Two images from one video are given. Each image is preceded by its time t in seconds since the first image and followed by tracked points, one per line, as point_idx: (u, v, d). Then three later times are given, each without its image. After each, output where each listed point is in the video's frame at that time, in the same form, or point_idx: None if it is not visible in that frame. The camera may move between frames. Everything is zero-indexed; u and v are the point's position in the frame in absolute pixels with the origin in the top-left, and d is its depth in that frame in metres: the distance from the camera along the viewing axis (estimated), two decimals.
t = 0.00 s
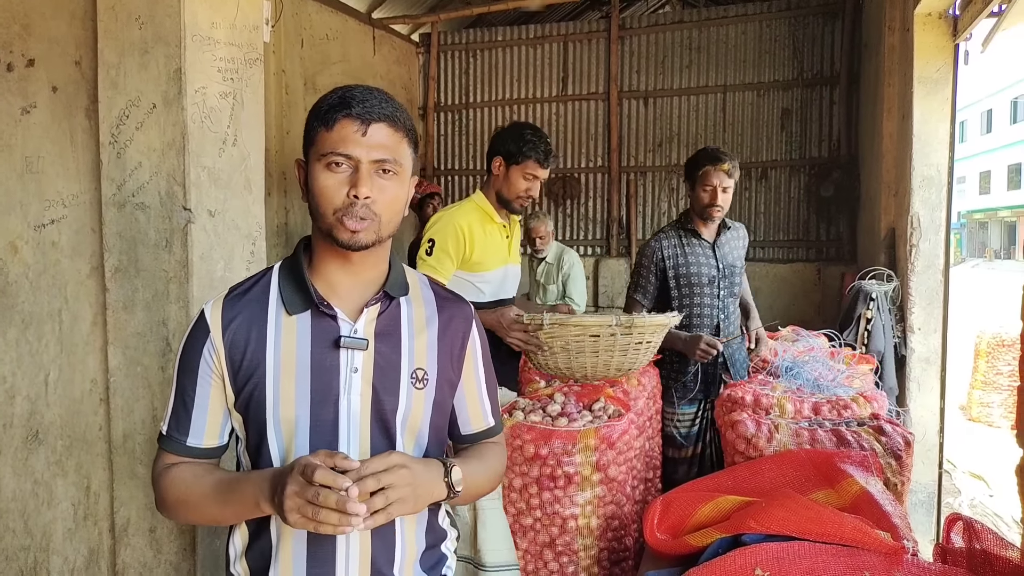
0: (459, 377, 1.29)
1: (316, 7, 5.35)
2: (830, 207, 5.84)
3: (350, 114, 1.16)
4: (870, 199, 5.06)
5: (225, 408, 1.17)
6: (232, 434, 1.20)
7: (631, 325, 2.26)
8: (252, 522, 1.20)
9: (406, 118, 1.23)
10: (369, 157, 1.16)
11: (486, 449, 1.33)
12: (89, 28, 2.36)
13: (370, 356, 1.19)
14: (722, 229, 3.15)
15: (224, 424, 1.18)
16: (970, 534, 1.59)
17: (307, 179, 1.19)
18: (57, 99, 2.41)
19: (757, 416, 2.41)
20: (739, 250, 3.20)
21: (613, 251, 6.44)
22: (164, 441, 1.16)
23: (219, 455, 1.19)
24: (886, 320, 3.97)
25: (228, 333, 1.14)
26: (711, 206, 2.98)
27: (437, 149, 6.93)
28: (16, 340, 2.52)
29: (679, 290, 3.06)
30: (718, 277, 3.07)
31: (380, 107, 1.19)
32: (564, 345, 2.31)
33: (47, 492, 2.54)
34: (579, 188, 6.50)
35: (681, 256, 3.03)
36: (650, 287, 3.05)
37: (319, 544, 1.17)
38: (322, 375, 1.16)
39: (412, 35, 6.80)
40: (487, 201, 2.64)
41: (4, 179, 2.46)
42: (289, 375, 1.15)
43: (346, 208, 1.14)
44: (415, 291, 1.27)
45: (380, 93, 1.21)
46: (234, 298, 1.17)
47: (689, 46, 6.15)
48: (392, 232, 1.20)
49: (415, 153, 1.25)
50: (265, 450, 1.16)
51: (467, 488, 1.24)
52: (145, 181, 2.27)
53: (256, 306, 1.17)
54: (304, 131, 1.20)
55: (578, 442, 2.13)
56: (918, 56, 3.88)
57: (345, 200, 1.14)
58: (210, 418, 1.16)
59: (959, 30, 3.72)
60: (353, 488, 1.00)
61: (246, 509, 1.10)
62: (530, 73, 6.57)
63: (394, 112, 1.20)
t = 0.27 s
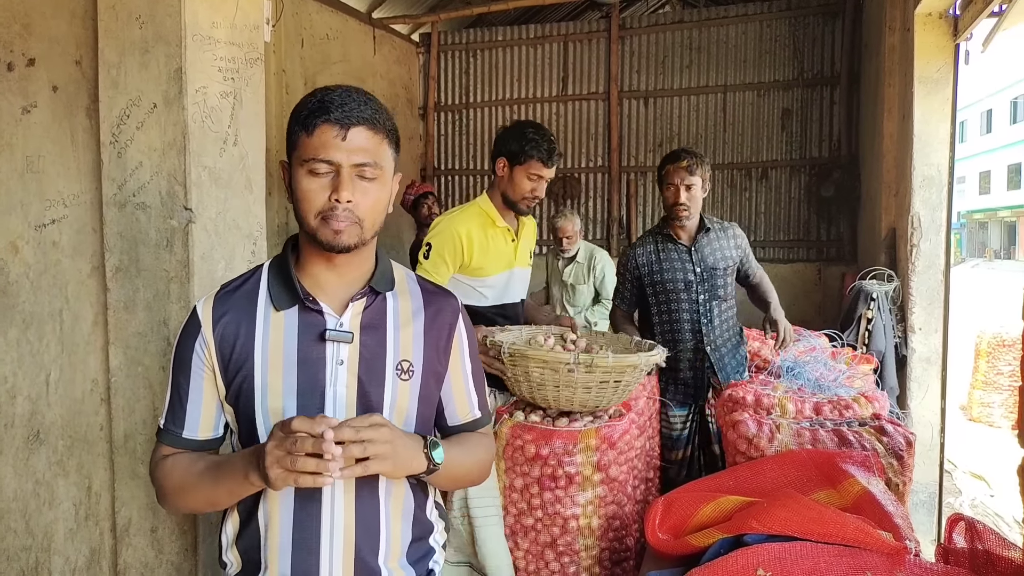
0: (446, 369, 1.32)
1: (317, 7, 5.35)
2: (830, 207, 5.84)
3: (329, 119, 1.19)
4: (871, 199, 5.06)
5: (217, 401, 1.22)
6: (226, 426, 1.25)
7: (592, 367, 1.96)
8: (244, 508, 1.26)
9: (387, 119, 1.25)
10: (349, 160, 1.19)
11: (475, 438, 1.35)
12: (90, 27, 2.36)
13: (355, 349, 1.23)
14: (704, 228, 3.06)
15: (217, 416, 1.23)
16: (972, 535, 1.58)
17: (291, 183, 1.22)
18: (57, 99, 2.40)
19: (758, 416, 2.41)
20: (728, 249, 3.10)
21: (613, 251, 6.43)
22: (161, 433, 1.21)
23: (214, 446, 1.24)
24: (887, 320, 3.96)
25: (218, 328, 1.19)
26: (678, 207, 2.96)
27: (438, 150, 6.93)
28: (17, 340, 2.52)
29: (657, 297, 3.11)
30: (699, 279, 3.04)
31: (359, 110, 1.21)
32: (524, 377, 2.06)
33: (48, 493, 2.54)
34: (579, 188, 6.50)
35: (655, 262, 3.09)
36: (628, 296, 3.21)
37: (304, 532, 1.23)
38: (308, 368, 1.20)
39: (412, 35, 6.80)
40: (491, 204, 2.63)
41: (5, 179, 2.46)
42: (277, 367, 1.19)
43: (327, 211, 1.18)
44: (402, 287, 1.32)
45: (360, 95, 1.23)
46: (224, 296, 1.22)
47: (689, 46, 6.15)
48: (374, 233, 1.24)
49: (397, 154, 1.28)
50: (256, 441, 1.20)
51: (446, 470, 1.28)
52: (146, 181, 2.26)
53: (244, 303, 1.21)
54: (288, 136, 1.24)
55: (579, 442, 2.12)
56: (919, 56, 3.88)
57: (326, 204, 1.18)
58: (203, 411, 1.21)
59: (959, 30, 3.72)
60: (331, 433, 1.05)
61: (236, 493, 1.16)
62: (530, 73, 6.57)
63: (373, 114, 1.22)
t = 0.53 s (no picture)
0: (441, 365, 1.34)
1: (322, 8, 5.35)
2: (836, 207, 5.82)
3: (317, 136, 1.19)
4: (877, 199, 5.04)
5: (217, 400, 1.24)
6: (227, 423, 1.27)
7: (593, 376, 1.96)
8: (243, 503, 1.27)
9: (375, 128, 1.25)
10: (339, 176, 1.19)
11: (473, 432, 1.37)
12: (97, 29, 2.36)
13: (351, 349, 1.25)
14: (692, 229, 2.98)
15: (218, 414, 1.25)
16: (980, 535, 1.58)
17: (282, 196, 1.23)
18: (64, 100, 2.41)
19: (764, 416, 2.41)
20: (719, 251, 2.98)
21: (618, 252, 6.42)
22: (164, 432, 1.23)
23: (216, 444, 1.26)
24: (894, 320, 3.97)
25: (218, 331, 1.21)
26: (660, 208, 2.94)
27: (443, 150, 6.94)
28: (24, 341, 2.53)
29: (646, 298, 3.13)
30: (682, 279, 3.01)
31: (346, 124, 1.21)
32: (526, 386, 2.04)
33: (55, 492, 2.55)
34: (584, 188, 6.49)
35: (643, 262, 3.11)
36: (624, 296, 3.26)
37: (302, 528, 1.24)
38: (305, 369, 1.23)
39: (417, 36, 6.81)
40: (499, 204, 2.63)
41: (12, 181, 2.47)
42: (275, 367, 1.22)
43: (321, 228, 1.20)
44: (397, 285, 1.33)
45: (348, 106, 1.23)
46: (223, 298, 1.23)
47: (694, 47, 6.14)
48: (367, 241, 1.26)
49: (387, 162, 1.29)
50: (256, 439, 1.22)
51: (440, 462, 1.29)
52: (153, 182, 2.27)
53: (242, 305, 1.23)
54: (277, 149, 1.24)
55: (584, 442, 2.12)
56: (925, 55, 3.86)
57: (319, 220, 1.20)
58: (204, 410, 1.23)
59: (966, 29, 3.71)
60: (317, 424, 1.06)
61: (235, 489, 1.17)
62: (535, 74, 6.57)
63: (361, 126, 1.22)
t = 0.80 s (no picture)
0: (437, 363, 1.36)
1: (323, 8, 5.35)
2: (838, 206, 5.81)
3: (314, 131, 1.21)
4: (879, 199, 5.03)
5: (214, 402, 1.26)
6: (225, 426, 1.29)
7: (599, 376, 1.96)
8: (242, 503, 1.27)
9: (371, 126, 1.27)
10: (335, 170, 1.21)
11: (473, 429, 1.40)
12: (99, 28, 2.36)
13: (345, 349, 1.27)
14: (684, 226, 2.95)
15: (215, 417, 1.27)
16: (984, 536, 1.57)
17: (279, 192, 1.24)
18: (66, 100, 2.41)
19: (766, 416, 2.41)
20: (709, 248, 2.91)
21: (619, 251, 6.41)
22: (164, 436, 1.26)
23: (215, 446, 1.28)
24: (896, 320, 3.95)
25: (212, 332, 1.23)
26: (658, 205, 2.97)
27: (444, 150, 6.94)
28: (26, 340, 2.54)
29: (643, 292, 3.20)
30: (671, 276, 3.02)
31: (343, 119, 1.22)
32: (531, 386, 2.04)
33: (58, 492, 2.55)
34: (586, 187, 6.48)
35: (642, 258, 3.16)
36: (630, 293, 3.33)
37: (297, 529, 1.24)
38: (299, 369, 1.25)
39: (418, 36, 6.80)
40: (500, 210, 2.62)
41: (15, 180, 2.47)
42: (270, 368, 1.24)
43: (316, 221, 1.21)
44: (392, 284, 1.34)
45: (345, 103, 1.25)
46: (218, 301, 1.26)
47: (696, 46, 6.13)
48: (361, 238, 1.27)
49: (383, 160, 1.30)
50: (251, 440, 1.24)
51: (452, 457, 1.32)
52: (155, 181, 2.27)
53: (237, 306, 1.25)
54: (274, 146, 1.25)
55: (587, 442, 2.12)
56: (928, 54, 3.85)
57: (313, 213, 1.21)
58: (202, 412, 1.25)
59: (969, 28, 3.70)
60: (349, 419, 1.09)
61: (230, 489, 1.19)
62: (536, 74, 6.57)
63: (357, 123, 1.24)
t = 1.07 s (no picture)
0: (455, 373, 1.35)
1: (325, 8, 5.35)
2: (841, 206, 5.80)
3: (333, 125, 1.24)
4: (882, 198, 5.02)
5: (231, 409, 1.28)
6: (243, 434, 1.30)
7: (603, 377, 1.95)
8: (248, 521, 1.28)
9: (389, 126, 1.30)
10: (353, 164, 1.23)
11: (484, 446, 1.38)
12: (101, 29, 2.36)
13: (362, 355, 1.27)
14: (686, 223, 2.95)
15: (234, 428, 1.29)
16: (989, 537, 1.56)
17: (295, 189, 1.26)
18: (69, 100, 2.41)
19: (770, 416, 2.40)
20: (706, 244, 2.89)
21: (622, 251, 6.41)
22: (186, 448, 1.28)
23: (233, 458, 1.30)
24: (899, 319, 3.93)
25: (227, 338, 1.25)
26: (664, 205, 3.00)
27: (447, 150, 6.93)
28: (29, 341, 2.54)
29: (648, 291, 3.23)
30: (671, 272, 3.04)
31: (362, 116, 1.25)
32: (534, 386, 2.03)
33: (61, 493, 2.56)
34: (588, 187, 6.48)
35: (651, 253, 3.19)
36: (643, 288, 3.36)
37: (309, 541, 1.24)
38: (314, 375, 1.25)
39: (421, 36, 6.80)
40: (500, 205, 2.65)
41: (18, 181, 2.48)
42: (285, 374, 1.25)
43: (333, 214, 1.21)
44: (409, 289, 1.35)
45: (363, 104, 1.28)
46: (234, 306, 1.27)
47: (699, 45, 6.12)
48: (379, 238, 1.27)
49: (399, 161, 1.32)
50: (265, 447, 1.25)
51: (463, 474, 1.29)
52: (158, 182, 2.27)
53: (253, 312, 1.27)
54: (292, 144, 1.28)
55: (590, 442, 2.11)
56: (932, 53, 3.84)
57: (330, 206, 1.21)
58: (220, 420, 1.27)
59: (972, 27, 3.69)
60: (364, 434, 1.08)
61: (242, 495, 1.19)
62: (538, 74, 6.57)
63: (375, 121, 1.27)
